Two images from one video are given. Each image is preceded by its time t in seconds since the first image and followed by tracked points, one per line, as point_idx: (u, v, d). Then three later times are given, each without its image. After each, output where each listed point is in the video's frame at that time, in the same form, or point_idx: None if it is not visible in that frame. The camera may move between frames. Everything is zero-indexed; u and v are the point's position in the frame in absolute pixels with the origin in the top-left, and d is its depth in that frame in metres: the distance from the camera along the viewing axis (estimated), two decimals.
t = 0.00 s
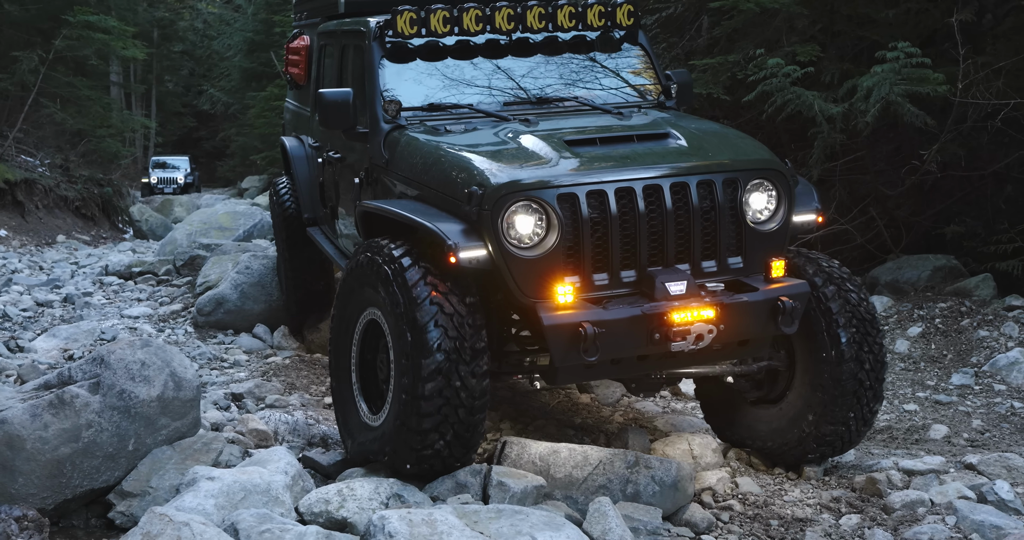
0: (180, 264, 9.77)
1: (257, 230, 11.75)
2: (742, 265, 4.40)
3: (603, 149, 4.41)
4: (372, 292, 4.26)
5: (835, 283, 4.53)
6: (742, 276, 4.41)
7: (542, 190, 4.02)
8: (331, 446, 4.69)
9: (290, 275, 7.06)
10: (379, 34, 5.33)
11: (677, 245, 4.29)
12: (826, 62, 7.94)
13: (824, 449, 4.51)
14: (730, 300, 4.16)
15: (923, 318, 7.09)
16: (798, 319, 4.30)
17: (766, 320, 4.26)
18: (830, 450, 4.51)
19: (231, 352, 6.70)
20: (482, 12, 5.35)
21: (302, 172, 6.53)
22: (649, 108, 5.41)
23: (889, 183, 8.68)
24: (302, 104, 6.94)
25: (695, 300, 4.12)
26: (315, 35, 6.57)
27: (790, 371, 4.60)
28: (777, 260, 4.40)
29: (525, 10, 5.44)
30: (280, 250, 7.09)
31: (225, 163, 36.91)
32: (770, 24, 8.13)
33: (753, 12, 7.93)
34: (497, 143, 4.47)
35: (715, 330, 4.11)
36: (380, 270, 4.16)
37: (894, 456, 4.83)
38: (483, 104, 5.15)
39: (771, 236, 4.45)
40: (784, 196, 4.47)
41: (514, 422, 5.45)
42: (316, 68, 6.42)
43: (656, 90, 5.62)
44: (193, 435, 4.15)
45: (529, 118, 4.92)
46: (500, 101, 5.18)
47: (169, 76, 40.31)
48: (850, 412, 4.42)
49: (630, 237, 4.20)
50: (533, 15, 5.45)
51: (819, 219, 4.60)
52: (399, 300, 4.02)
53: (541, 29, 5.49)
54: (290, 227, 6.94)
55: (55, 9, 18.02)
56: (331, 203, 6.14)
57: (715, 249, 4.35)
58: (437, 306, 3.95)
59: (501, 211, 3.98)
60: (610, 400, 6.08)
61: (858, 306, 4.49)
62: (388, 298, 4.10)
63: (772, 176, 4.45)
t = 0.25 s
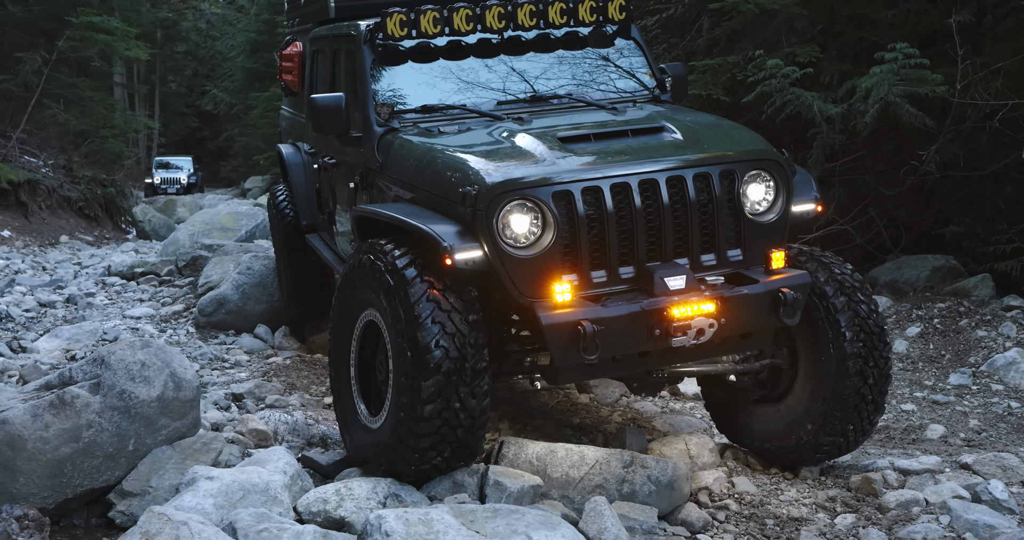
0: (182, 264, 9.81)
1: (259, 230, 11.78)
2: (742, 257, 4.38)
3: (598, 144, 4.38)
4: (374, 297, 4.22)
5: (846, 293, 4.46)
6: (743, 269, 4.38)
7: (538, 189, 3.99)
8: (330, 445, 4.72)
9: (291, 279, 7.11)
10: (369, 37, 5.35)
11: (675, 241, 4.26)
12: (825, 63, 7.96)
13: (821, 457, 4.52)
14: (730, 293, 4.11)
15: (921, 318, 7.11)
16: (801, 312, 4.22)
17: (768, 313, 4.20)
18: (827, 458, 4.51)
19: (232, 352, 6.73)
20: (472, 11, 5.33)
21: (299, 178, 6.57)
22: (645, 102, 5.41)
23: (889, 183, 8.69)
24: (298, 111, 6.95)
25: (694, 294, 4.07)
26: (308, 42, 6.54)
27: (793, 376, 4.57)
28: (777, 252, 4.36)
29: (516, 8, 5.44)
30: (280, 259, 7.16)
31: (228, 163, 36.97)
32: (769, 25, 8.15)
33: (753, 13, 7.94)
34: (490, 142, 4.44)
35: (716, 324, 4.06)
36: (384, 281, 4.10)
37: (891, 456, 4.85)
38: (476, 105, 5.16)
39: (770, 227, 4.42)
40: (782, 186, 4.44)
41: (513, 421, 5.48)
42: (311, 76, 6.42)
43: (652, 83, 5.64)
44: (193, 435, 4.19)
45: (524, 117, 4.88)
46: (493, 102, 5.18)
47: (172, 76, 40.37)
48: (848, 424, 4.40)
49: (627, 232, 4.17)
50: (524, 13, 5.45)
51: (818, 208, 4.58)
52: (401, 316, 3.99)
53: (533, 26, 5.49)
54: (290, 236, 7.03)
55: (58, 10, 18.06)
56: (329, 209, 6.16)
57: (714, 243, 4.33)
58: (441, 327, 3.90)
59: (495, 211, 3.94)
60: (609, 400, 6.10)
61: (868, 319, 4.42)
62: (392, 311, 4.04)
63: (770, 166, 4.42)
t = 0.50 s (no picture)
0: (182, 264, 9.84)
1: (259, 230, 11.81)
2: (746, 252, 4.37)
3: (599, 141, 4.38)
4: (382, 305, 4.16)
5: (857, 306, 4.46)
6: (747, 264, 4.38)
7: (539, 186, 3.98)
8: (327, 445, 4.75)
9: (290, 291, 7.02)
10: (365, 40, 5.38)
11: (678, 236, 4.25)
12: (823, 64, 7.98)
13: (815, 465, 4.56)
14: (735, 288, 4.11)
15: (918, 318, 7.14)
16: (807, 305, 4.21)
17: (773, 307, 4.20)
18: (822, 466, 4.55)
19: (231, 353, 6.76)
20: (468, 12, 5.39)
21: (295, 185, 6.62)
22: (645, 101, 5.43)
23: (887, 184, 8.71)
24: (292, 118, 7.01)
25: (699, 290, 4.06)
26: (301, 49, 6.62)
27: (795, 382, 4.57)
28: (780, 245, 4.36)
29: (512, 9, 5.47)
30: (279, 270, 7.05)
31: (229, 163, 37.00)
32: (767, 26, 8.18)
33: (750, 14, 7.96)
34: (491, 141, 4.44)
35: (722, 319, 4.04)
36: (394, 294, 4.03)
37: (885, 456, 4.88)
38: (474, 106, 5.17)
39: (773, 221, 4.42)
40: (784, 179, 4.44)
41: (510, 422, 5.51)
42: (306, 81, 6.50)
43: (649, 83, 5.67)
44: (191, 436, 4.21)
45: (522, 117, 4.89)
46: (492, 102, 5.19)
47: (173, 76, 40.40)
48: (847, 436, 4.43)
49: (631, 229, 4.16)
50: (520, 14, 5.48)
51: (820, 202, 4.61)
52: (406, 323, 3.96)
53: (529, 27, 5.51)
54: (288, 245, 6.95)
55: (59, 11, 18.09)
56: (325, 214, 6.17)
57: (717, 238, 4.32)
58: (447, 347, 3.86)
59: (498, 209, 3.93)
60: (606, 401, 6.12)
61: (876, 333, 4.41)
62: (400, 327, 3.98)
63: (772, 160, 4.41)
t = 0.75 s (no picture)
0: (180, 264, 9.86)
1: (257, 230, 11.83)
2: (755, 250, 4.33)
3: (604, 140, 4.33)
4: (392, 318, 4.04)
5: (871, 326, 4.37)
6: (756, 262, 4.34)
7: (546, 185, 3.92)
8: (324, 444, 4.76)
9: (287, 301, 6.94)
10: (362, 45, 5.34)
11: (686, 235, 4.21)
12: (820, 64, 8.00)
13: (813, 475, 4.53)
14: (746, 286, 4.06)
15: (914, 317, 7.15)
16: (818, 303, 4.18)
17: (784, 305, 4.15)
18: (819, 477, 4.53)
19: (229, 352, 6.77)
20: (467, 15, 5.37)
21: (292, 196, 6.56)
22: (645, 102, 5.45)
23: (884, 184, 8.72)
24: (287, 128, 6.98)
25: (710, 288, 4.01)
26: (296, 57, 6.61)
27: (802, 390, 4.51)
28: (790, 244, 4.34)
29: (511, 11, 5.45)
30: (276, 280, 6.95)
31: (228, 163, 37.00)
32: (764, 26, 8.21)
33: (748, 15, 7.98)
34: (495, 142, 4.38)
35: (734, 318, 4.00)
36: (403, 304, 3.93)
37: (881, 455, 4.90)
38: (475, 108, 5.17)
39: (781, 218, 4.39)
40: (792, 176, 4.40)
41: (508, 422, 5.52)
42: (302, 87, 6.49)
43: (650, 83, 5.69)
44: (188, 435, 4.23)
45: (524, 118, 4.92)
46: (492, 104, 5.19)
47: (172, 76, 40.40)
48: (847, 453, 4.40)
49: (638, 229, 4.12)
50: (519, 16, 5.46)
51: (828, 199, 4.56)
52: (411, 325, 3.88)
53: (528, 29, 5.49)
54: (284, 252, 6.87)
55: (57, 11, 18.11)
56: (325, 223, 6.17)
57: (726, 237, 4.28)
58: (456, 379, 3.77)
59: (503, 210, 3.87)
60: (602, 400, 6.13)
61: (888, 356, 4.34)
62: (409, 350, 3.87)
63: (779, 157, 4.38)
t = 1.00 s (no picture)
0: (165, 263, 9.83)
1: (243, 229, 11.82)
2: (752, 245, 4.32)
3: (600, 135, 4.33)
4: (389, 327, 3.99)
5: (874, 349, 4.31)
6: (753, 257, 4.34)
7: (541, 179, 3.91)
8: (310, 442, 4.76)
9: (277, 307, 6.93)
10: (353, 42, 5.33)
11: (683, 231, 4.21)
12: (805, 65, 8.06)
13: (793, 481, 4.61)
14: (744, 281, 4.06)
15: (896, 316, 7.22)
16: (816, 298, 4.18)
17: (782, 301, 4.14)
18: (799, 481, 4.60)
19: (215, 351, 6.76)
20: (458, 12, 5.38)
21: (281, 196, 6.60)
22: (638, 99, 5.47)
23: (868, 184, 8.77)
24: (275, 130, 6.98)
25: (709, 282, 4.02)
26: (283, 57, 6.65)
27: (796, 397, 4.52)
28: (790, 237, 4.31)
29: (502, 8, 5.47)
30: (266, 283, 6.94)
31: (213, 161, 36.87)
32: (750, 27, 8.29)
33: (733, 15, 8.04)
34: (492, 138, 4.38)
35: (732, 313, 4.01)
36: (397, 302, 3.91)
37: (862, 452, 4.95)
38: (467, 106, 5.19)
39: (779, 212, 4.37)
40: (790, 170, 4.39)
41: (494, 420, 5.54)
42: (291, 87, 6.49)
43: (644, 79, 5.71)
44: (173, 433, 4.23)
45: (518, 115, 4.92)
46: (485, 102, 5.21)
47: (158, 74, 40.22)
48: (830, 465, 4.45)
49: (635, 224, 4.11)
50: (511, 12, 5.48)
51: (826, 193, 4.51)
52: (406, 322, 3.86)
53: (520, 25, 5.51)
54: (273, 255, 6.88)
55: (42, 8, 18.02)
56: (314, 223, 6.17)
57: (723, 232, 4.28)
58: (450, 406, 3.76)
59: (497, 205, 3.85)
60: (587, 398, 6.15)
61: (886, 381, 4.31)
62: (406, 371, 3.84)
63: (776, 151, 4.38)
